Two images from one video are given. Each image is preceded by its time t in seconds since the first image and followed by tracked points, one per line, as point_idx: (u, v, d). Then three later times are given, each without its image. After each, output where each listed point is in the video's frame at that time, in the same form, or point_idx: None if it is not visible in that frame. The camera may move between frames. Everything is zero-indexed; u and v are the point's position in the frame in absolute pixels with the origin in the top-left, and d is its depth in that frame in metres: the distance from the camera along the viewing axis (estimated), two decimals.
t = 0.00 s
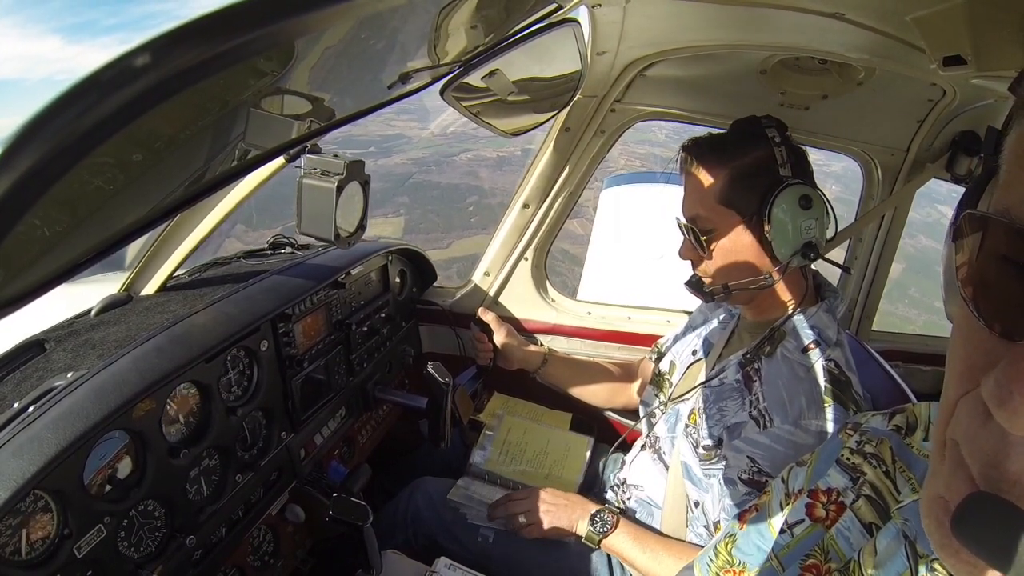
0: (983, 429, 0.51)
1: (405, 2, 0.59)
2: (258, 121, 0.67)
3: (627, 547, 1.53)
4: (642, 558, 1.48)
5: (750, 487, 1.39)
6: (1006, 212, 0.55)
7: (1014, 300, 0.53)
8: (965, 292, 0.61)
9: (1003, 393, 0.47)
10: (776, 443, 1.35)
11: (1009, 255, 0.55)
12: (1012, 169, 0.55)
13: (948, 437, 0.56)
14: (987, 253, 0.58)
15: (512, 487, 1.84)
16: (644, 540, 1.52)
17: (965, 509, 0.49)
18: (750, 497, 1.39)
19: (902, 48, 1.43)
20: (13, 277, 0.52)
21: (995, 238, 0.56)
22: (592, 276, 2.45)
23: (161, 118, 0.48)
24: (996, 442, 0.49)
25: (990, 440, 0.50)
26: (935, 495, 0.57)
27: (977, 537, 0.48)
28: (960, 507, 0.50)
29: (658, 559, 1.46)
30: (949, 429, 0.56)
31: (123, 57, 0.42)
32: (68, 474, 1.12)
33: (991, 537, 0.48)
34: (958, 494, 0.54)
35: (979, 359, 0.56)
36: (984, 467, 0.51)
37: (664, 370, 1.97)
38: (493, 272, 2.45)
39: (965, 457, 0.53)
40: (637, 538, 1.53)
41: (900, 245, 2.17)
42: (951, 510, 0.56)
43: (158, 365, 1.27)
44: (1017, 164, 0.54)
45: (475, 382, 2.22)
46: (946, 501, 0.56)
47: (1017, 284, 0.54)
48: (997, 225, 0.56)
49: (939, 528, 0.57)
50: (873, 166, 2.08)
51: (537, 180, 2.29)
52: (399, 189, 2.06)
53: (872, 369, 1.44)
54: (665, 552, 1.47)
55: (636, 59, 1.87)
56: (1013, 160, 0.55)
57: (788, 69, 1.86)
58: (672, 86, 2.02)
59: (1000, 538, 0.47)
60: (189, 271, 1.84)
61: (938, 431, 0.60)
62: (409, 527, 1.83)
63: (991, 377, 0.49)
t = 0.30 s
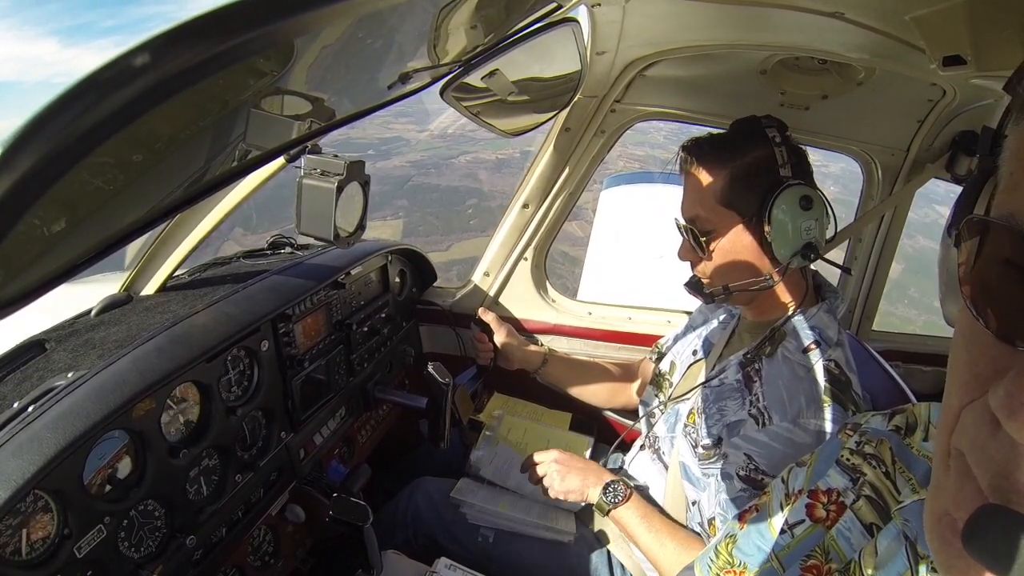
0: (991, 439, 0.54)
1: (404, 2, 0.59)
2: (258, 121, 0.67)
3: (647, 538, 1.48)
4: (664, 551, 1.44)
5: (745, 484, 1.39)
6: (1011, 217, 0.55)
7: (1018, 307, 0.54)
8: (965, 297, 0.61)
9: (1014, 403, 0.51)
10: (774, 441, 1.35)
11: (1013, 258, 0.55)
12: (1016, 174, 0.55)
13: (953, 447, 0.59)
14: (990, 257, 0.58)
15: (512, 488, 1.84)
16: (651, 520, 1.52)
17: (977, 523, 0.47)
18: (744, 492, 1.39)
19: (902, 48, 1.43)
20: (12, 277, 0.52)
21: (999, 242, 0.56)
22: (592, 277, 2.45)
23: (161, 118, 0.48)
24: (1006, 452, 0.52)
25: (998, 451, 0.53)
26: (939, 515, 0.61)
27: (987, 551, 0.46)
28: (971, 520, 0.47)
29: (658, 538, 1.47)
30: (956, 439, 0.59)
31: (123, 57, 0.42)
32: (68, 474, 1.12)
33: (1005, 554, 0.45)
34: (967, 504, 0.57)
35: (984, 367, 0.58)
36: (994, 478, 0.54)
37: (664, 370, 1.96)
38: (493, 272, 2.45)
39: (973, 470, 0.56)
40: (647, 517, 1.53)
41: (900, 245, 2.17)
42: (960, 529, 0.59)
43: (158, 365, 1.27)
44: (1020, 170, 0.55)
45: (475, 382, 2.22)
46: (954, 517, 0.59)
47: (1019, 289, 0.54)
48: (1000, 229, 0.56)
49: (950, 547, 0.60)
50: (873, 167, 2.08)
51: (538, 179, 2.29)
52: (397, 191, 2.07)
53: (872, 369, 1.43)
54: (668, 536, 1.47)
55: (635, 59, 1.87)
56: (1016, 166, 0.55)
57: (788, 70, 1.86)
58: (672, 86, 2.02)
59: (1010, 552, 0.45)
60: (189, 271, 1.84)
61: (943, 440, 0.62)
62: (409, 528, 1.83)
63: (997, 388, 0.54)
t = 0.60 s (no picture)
0: (995, 441, 0.54)
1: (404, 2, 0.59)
2: (258, 121, 0.67)
3: (647, 525, 1.49)
4: (658, 542, 1.45)
5: (739, 479, 1.39)
6: (1012, 218, 0.55)
7: None
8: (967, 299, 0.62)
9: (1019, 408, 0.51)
10: (769, 439, 1.35)
11: (1014, 259, 0.55)
12: (1016, 175, 0.55)
13: (955, 452, 0.59)
14: (992, 258, 0.58)
15: (513, 488, 1.85)
16: (651, 506, 1.53)
17: (986, 523, 0.46)
18: (738, 488, 1.38)
19: (903, 48, 1.43)
20: (13, 278, 0.52)
21: (1002, 244, 0.56)
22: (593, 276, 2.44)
23: (162, 118, 0.48)
24: (1010, 453, 0.53)
25: (1003, 454, 0.53)
26: (939, 526, 0.61)
27: (995, 554, 0.45)
28: (979, 520, 0.47)
29: (652, 525, 1.48)
30: (958, 442, 0.59)
31: (124, 57, 0.42)
32: (68, 475, 1.12)
33: (1012, 556, 0.44)
34: (972, 508, 0.57)
35: (988, 370, 0.59)
36: (996, 482, 0.54)
37: (663, 371, 1.96)
38: (493, 272, 2.45)
39: (976, 474, 0.56)
40: (650, 503, 1.54)
41: (900, 245, 2.17)
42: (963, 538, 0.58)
43: (158, 365, 1.27)
44: (1020, 170, 0.55)
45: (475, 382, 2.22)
46: (956, 526, 0.59)
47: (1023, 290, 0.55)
48: (1002, 230, 0.56)
49: (953, 559, 0.59)
50: (873, 167, 2.08)
51: (538, 179, 2.29)
52: (395, 193, 2.08)
53: (871, 370, 1.44)
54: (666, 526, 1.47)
55: (635, 60, 1.87)
56: (1017, 168, 0.55)
57: (788, 69, 1.86)
58: (672, 86, 2.02)
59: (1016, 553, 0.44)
60: (189, 271, 1.84)
61: (945, 443, 0.62)
62: (409, 528, 1.82)
63: (1003, 390, 0.55)
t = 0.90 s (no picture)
0: (992, 442, 0.54)
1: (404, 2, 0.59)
2: (258, 121, 0.67)
3: (662, 510, 1.46)
4: (667, 526, 1.43)
5: (737, 458, 1.38)
6: (1010, 220, 0.55)
7: None
8: (966, 300, 0.62)
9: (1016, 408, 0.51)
10: (772, 425, 1.36)
11: (1012, 260, 0.55)
12: (1016, 176, 0.55)
13: (954, 454, 0.59)
14: (990, 259, 0.57)
15: (514, 488, 1.86)
16: (677, 489, 1.48)
17: (984, 522, 0.45)
18: (737, 469, 1.37)
19: (902, 48, 1.43)
20: (12, 278, 0.52)
21: (998, 246, 0.56)
22: (593, 276, 2.44)
23: (162, 118, 0.48)
24: (1008, 453, 0.53)
25: (1001, 454, 0.53)
26: (937, 528, 0.61)
27: (994, 554, 0.44)
28: (977, 520, 0.45)
29: (668, 506, 1.46)
30: (956, 443, 0.59)
31: (124, 57, 0.42)
32: (69, 475, 1.12)
33: (1011, 556, 0.44)
34: (971, 508, 0.57)
35: (986, 369, 0.58)
36: (995, 483, 0.54)
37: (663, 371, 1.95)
38: (493, 272, 2.45)
39: (975, 475, 0.56)
40: (677, 485, 1.49)
41: (900, 245, 2.17)
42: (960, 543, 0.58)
43: (158, 365, 1.27)
44: (1020, 172, 0.55)
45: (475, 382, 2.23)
46: (953, 530, 0.59)
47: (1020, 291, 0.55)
48: (1000, 232, 0.56)
49: (950, 563, 0.59)
50: (873, 167, 2.08)
51: (538, 179, 2.29)
52: (394, 195, 2.08)
53: (873, 370, 1.44)
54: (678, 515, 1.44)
55: (635, 60, 1.87)
56: (1016, 170, 0.55)
57: (788, 69, 1.86)
58: (672, 86, 2.02)
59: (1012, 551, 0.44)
60: (189, 271, 1.84)
61: (943, 444, 0.62)
62: (408, 528, 1.82)
63: (1000, 391, 0.55)
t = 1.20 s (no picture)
0: (992, 442, 0.54)
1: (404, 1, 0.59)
2: (257, 121, 0.67)
3: (653, 493, 1.50)
4: (657, 508, 1.48)
5: (731, 446, 1.37)
6: (1010, 221, 0.55)
7: None
8: (967, 300, 0.62)
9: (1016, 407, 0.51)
10: (768, 418, 1.35)
11: (1013, 262, 0.55)
12: (1016, 178, 0.55)
13: (955, 454, 0.60)
14: (991, 259, 0.57)
15: (514, 488, 1.86)
16: (671, 476, 1.50)
17: (984, 522, 0.45)
18: (730, 456, 1.36)
19: (902, 48, 1.43)
20: (12, 277, 0.52)
21: (998, 247, 0.56)
22: (593, 276, 2.44)
23: (162, 118, 0.48)
24: (1006, 453, 0.53)
25: (1002, 455, 0.53)
26: (936, 529, 0.61)
27: (994, 553, 0.44)
28: (977, 519, 0.45)
29: (660, 493, 1.49)
30: (957, 444, 0.59)
31: (123, 57, 0.42)
32: (69, 475, 1.12)
33: (1010, 555, 0.43)
34: (971, 508, 0.57)
35: (988, 370, 0.59)
36: (995, 482, 0.54)
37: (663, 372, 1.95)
38: (493, 272, 2.45)
39: (976, 474, 0.56)
40: (671, 472, 1.51)
41: (900, 245, 2.17)
42: (960, 545, 0.59)
43: (158, 365, 1.27)
44: (1021, 173, 0.55)
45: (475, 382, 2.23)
46: (953, 532, 0.59)
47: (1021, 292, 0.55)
48: (1001, 233, 0.56)
49: (949, 565, 0.59)
50: (873, 167, 2.08)
51: (538, 180, 2.30)
52: (394, 198, 2.08)
53: (872, 369, 1.44)
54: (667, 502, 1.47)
55: (635, 60, 1.87)
56: (1015, 171, 0.55)
57: (788, 69, 1.87)
58: (671, 86, 2.02)
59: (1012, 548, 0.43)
60: (189, 271, 1.84)
61: (944, 444, 0.63)
62: (408, 528, 1.82)
63: (1001, 391, 0.55)
